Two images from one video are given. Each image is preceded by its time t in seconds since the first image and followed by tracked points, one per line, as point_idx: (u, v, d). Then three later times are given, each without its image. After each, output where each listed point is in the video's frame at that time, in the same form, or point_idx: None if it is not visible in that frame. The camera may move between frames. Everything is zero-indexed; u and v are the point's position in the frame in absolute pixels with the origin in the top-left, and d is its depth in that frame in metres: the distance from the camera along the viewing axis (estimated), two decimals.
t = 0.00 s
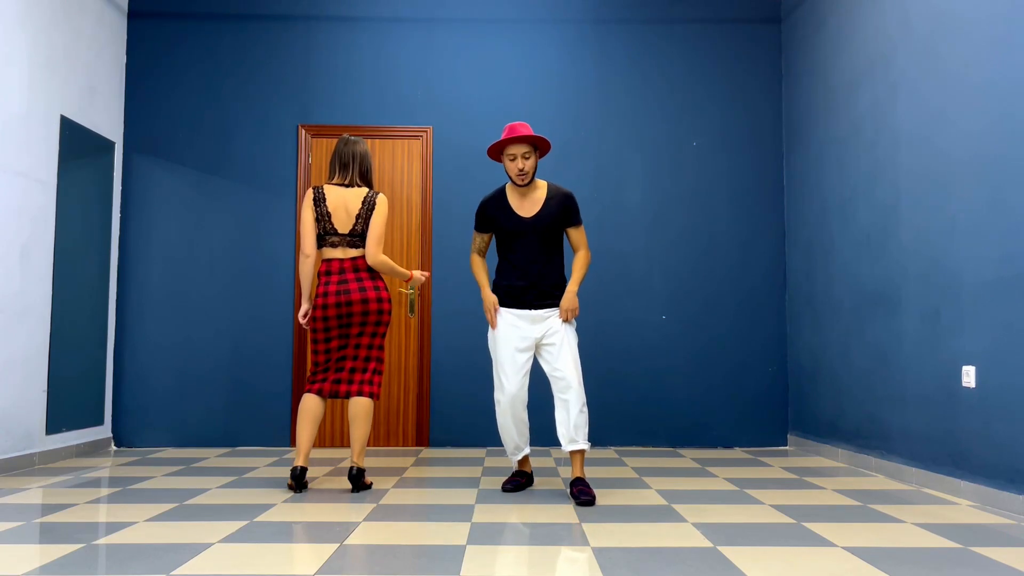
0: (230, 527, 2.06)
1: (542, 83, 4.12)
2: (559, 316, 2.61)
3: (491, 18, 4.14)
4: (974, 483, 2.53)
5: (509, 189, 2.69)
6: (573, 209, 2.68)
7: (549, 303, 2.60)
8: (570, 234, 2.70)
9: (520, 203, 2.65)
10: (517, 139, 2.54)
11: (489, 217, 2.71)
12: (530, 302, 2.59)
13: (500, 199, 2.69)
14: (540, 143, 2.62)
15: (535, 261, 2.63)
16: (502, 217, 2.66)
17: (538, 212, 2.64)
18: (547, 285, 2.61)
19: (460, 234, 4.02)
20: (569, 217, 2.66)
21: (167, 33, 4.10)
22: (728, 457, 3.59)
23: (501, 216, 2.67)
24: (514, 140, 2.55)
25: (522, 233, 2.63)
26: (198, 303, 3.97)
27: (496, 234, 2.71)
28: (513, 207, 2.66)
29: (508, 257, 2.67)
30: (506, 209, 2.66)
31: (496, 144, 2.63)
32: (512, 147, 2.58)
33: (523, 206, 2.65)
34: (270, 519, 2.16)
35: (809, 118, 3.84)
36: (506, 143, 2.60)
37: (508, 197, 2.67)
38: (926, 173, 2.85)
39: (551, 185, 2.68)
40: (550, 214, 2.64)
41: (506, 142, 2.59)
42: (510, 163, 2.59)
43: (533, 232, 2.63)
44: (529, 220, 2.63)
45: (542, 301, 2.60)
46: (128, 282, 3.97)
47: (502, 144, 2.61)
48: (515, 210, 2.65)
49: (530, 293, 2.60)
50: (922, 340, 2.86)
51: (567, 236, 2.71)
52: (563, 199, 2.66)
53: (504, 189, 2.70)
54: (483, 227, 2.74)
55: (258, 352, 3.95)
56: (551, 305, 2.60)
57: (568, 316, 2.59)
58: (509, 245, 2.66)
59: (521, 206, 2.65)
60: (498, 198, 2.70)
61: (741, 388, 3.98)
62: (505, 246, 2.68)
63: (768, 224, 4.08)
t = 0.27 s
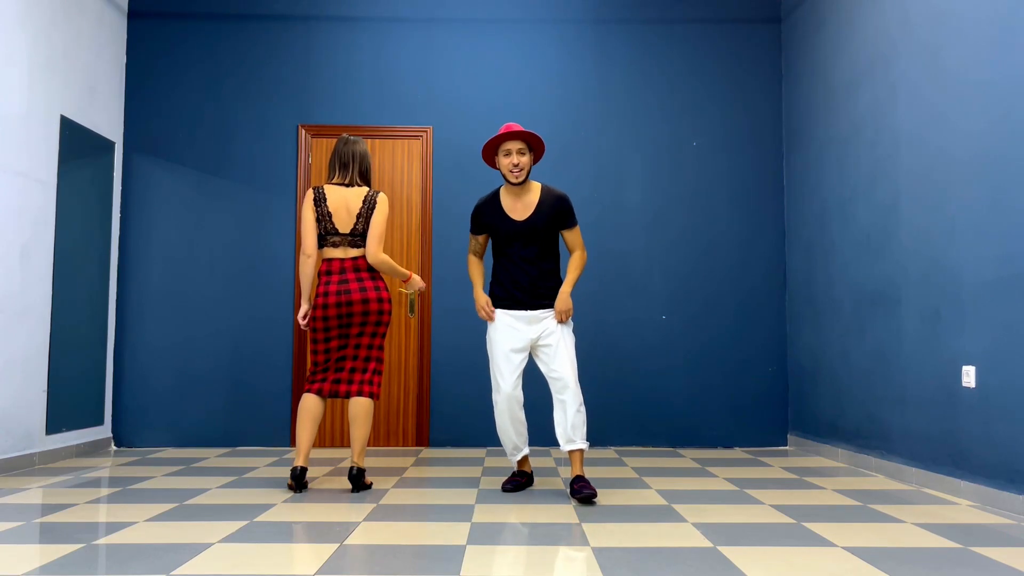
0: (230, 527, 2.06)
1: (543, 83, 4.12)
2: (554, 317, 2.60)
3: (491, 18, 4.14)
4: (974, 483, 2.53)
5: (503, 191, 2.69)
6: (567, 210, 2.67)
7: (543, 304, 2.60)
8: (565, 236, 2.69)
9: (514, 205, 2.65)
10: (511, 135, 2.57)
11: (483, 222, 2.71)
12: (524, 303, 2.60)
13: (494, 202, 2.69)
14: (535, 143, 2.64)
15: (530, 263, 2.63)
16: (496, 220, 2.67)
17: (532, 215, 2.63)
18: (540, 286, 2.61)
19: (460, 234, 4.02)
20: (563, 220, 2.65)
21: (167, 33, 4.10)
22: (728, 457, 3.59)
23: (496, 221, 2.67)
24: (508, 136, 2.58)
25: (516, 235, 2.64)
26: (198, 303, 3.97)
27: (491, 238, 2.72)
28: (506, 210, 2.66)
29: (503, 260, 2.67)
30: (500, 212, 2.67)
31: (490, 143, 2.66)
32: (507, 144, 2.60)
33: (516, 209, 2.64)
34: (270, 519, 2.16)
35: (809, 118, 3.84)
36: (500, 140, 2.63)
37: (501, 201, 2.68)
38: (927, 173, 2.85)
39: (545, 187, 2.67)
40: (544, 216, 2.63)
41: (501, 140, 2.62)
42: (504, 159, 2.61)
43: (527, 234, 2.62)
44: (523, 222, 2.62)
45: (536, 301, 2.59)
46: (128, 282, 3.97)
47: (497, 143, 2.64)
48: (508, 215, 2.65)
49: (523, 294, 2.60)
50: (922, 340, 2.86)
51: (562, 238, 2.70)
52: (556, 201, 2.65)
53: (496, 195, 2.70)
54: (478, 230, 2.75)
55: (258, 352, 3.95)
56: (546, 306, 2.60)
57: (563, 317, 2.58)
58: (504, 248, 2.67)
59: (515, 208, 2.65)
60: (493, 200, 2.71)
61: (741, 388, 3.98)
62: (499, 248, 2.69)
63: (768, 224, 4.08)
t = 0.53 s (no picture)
0: (230, 527, 2.06)
1: (543, 83, 4.12)
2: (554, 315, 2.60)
3: (491, 18, 4.14)
4: (974, 483, 2.53)
5: (499, 194, 2.70)
6: (563, 209, 2.68)
7: (542, 303, 2.59)
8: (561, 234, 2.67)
9: (512, 206, 2.66)
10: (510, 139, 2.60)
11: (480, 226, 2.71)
12: (524, 303, 2.59)
13: (492, 205, 2.69)
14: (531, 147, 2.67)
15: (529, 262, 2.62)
16: (495, 221, 2.67)
17: (528, 216, 2.64)
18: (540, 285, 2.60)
19: (460, 234, 4.02)
20: (559, 219, 2.66)
21: (167, 33, 4.10)
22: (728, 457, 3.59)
23: (493, 224, 2.67)
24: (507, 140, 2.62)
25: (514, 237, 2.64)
26: (198, 303, 3.97)
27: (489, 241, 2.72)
28: (504, 212, 2.66)
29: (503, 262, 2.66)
30: (498, 214, 2.67)
31: (488, 141, 2.70)
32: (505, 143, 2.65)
33: (512, 210, 2.65)
34: (270, 519, 2.16)
35: (809, 118, 3.84)
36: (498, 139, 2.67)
37: (497, 204, 2.69)
38: (926, 173, 2.85)
39: (540, 188, 2.68)
40: (540, 217, 2.64)
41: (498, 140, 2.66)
42: (501, 157, 2.63)
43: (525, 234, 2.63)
44: (521, 223, 2.63)
45: (535, 300, 2.59)
46: (128, 282, 3.97)
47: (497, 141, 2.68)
48: (505, 217, 2.65)
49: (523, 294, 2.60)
50: (921, 340, 2.86)
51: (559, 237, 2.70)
52: (553, 201, 2.66)
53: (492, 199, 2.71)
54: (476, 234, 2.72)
55: (258, 352, 3.95)
56: (546, 305, 2.60)
57: (563, 319, 2.58)
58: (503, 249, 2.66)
59: (512, 210, 2.65)
60: (490, 204, 2.71)
61: (741, 388, 3.98)
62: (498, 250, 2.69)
63: (768, 224, 4.08)
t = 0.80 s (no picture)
0: (230, 527, 2.06)
1: (543, 83, 4.12)
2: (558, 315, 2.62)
3: (491, 18, 4.14)
4: (974, 483, 2.53)
5: (501, 189, 2.68)
6: (565, 208, 2.70)
7: (547, 302, 2.61)
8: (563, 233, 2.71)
9: (516, 203, 2.64)
10: (509, 131, 2.60)
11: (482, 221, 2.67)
12: (528, 302, 2.59)
13: (494, 201, 2.66)
14: (531, 140, 2.67)
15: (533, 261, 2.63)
16: (499, 218, 2.64)
17: (532, 214, 2.63)
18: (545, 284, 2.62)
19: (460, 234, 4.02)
20: (562, 217, 2.68)
21: (166, 33, 4.10)
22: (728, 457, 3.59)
23: (497, 220, 2.64)
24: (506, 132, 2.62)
25: (519, 235, 2.62)
26: (198, 303, 3.97)
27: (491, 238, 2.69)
28: (508, 208, 2.64)
29: (506, 259, 2.65)
30: (502, 210, 2.64)
31: (487, 136, 2.70)
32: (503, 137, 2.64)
33: (517, 208, 2.64)
34: (270, 519, 2.16)
35: (809, 118, 3.84)
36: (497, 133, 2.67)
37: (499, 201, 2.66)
38: (927, 173, 2.85)
39: (542, 186, 2.70)
40: (544, 215, 2.65)
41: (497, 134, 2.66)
42: (501, 152, 2.63)
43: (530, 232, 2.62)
44: (526, 220, 2.62)
45: (540, 300, 2.60)
46: (128, 281, 3.97)
47: (495, 136, 2.67)
48: (510, 213, 2.63)
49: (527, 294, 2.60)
50: (922, 340, 2.86)
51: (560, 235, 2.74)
52: (556, 199, 2.68)
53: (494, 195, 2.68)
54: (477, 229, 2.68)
55: (258, 352, 3.95)
56: (549, 304, 2.61)
57: (568, 319, 2.60)
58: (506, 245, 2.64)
59: (515, 207, 2.64)
60: (492, 198, 2.67)
61: (742, 388, 3.98)
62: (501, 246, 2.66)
63: (768, 224, 4.08)
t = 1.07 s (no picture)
0: (230, 527, 2.06)
1: (543, 83, 4.12)
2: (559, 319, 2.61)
3: (491, 18, 4.14)
4: (974, 483, 2.53)
5: (504, 195, 2.68)
6: (568, 214, 2.70)
7: (548, 307, 2.60)
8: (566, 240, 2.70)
9: (519, 209, 2.64)
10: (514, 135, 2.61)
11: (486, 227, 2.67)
12: (529, 307, 2.59)
13: (497, 207, 2.66)
14: (537, 146, 2.69)
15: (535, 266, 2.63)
16: (500, 224, 2.64)
17: (535, 220, 2.63)
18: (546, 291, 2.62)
19: (460, 234, 4.02)
20: (565, 223, 2.68)
21: (166, 33, 4.10)
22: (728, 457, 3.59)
23: (499, 225, 2.64)
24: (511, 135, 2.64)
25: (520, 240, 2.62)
26: (199, 303, 3.97)
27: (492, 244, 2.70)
28: (510, 214, 2.64)
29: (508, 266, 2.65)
30: (504, 216, 2.64)
31: (490, 143, 2.71)
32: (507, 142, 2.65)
33: (520, 214, 2.63)
34: (270, 519, 2.16)
35: (809, 118, 3.84)
36: (502, 139, 2.68)
37: (502, 207, 2.66)
38: (926, 173, 2.85)
39: (546, 192, 2.69)
40: (547, 221, 2.64)
41: (501, 139, 2.67)
42: (505, 156, 2.62)
43: (532, 238, 2.62)
44: (528, 227, 2.62)
45: (541, 305, 2.60)
46: (129, 281, 3.97)
47: (499, 142, 2.69)
48: (511, 219, 2.63)
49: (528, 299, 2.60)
50: (922, 340, 2.86)
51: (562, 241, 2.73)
52: (559, 206, 2.68)
53: (497, 201, 2.68)
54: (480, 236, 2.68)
55: (258, 352, 3.95)
56: (551, 309, 2.61)
57: (568, 322, 2.58)
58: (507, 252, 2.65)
59: (518, 213, 2.64)
60: (495, 205, 2.68)
61: (741, 388, 3.98)
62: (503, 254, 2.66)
63: (768, 224, 4.08)
